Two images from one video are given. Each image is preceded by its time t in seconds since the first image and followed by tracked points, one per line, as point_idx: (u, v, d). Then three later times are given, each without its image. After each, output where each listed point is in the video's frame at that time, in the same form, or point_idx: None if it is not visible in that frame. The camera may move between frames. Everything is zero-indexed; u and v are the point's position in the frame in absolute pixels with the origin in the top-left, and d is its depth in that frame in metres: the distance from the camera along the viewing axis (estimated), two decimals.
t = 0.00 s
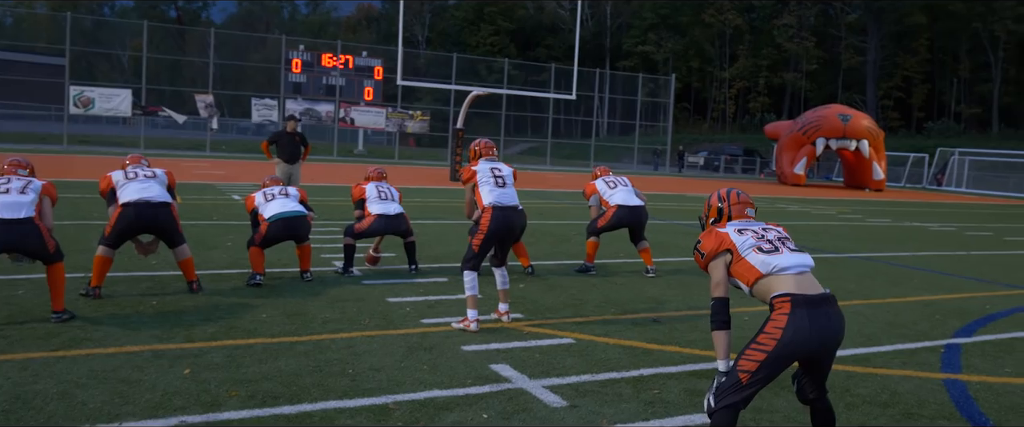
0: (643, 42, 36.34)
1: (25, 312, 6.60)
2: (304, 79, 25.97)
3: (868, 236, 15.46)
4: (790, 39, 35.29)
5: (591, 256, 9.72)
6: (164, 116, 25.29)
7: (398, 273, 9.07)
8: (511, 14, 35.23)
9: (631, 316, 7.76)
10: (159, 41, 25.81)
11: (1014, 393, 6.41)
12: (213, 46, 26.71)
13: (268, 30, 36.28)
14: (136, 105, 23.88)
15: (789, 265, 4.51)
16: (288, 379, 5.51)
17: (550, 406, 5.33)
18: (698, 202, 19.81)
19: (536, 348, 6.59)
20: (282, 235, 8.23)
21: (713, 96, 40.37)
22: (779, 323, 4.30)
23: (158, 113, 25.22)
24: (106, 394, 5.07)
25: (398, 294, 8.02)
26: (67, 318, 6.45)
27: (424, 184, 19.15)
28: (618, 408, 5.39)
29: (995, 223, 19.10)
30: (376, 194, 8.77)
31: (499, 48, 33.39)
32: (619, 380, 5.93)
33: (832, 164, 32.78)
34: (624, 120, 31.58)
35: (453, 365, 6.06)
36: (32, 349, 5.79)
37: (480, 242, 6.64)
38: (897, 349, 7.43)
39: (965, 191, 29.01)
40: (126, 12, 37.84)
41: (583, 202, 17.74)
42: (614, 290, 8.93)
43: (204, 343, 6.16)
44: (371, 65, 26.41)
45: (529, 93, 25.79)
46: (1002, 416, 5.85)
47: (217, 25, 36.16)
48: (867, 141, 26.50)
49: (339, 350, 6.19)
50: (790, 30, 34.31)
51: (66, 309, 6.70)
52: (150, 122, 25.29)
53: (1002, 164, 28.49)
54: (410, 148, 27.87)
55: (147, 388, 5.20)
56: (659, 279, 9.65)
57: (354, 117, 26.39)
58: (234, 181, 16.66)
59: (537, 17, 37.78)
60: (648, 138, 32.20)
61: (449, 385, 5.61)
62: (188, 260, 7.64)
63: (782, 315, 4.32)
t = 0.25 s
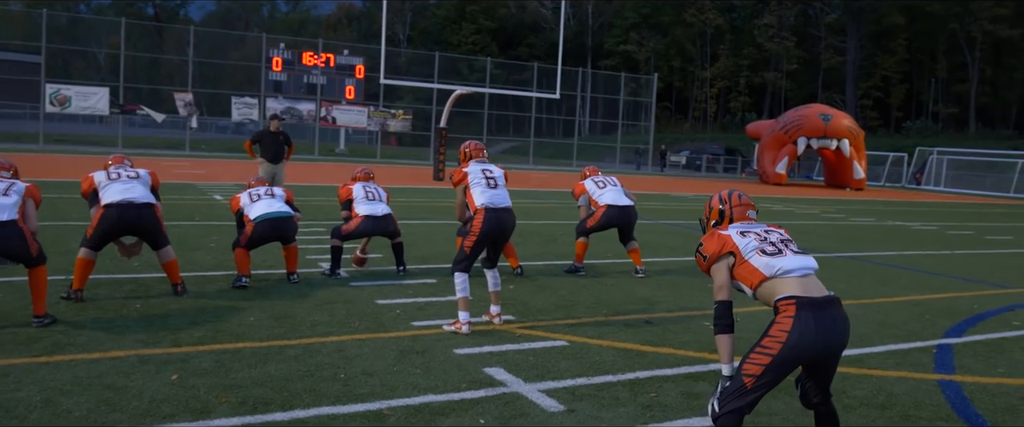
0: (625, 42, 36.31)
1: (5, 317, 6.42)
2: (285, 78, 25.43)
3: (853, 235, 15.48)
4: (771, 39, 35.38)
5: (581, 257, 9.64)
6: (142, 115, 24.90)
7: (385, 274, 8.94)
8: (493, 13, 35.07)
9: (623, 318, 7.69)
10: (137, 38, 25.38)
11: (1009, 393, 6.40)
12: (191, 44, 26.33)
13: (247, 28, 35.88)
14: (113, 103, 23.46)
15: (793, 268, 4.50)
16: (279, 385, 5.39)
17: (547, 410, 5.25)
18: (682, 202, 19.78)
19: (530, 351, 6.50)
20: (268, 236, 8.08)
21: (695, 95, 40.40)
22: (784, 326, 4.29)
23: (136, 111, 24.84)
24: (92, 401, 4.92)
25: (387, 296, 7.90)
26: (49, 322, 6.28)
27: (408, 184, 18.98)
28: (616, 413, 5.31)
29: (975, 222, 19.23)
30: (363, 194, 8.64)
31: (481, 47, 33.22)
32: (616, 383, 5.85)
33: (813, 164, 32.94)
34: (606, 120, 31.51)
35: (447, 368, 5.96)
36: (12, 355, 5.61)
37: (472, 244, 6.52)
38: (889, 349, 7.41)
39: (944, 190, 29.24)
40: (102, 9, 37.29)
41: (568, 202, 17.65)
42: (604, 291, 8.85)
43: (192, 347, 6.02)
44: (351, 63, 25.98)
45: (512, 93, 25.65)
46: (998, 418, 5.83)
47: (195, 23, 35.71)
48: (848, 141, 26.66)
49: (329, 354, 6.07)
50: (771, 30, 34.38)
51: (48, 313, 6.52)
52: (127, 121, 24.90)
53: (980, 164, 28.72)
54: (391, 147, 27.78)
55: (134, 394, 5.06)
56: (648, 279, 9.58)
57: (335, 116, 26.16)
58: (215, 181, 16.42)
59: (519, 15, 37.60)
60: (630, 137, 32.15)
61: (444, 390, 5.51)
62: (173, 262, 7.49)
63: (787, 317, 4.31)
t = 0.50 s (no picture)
0: (606, 41, 36.37)
1: None
2: (265, 76, 25.30)
3: (837, 234, 15.51)
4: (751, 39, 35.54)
5: (570, 257, 9.55)
6: (119, 113, 24.65)
7: (373, 275, 8.81)
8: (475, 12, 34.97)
9: (615, 319, 7.61)
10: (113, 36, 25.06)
11: (1003, 393, 6.39)
12: (169, 41, 26.02)
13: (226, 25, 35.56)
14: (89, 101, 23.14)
15: (796, 268, 4.46)
16: (269, 389, 5.26)
17: (545, 414, 5.16)
18: (665, 201, 19.75)
19: (523, 353, 6.40)
20: (253, 237, 7.93)
21: (676, 94, 40.50)
22: (789, 327, 4.25)
23: (113, 110, 24.62)
24: (77, 408, 4.77)
25: (376, 298, 7.77)
26: (29, 326, 6.11)
27: (391, 183, 18.83)
28: (614, 416, 5.22)
29: (955, 220, 19.38)
30: (350, 195, 8.52)
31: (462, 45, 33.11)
32: (612, 386, 5.77)
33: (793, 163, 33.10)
34: (588, 119, 31.51)
35: (440, 371, 5.86)
36: None
37: (464, 246, 6.42)
38: (882, 350, 7.38)
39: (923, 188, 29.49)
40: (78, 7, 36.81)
41: (553, 201, 17.57)
42: (595, 291, 8.77)
43: (178, 351, 5.87)
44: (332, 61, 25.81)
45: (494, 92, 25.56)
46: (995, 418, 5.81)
47: (173, 21, 35.35)
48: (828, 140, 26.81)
49: (320, 357, 5.95)
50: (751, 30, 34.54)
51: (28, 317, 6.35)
52: (103, 120, 24.58)
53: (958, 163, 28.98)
54: (373, 146, 27.62)
55: (120, 401, 4.91)
56: (638, 279, 9.51)
57: (316, 114, 26.02)
58: (196, 181, 16.19)
59: (500, 14, 37.48)
60: (612, 136, 32.15)
61: (438, 393, 5.40)
62: (156, 264, 7.32)
63: (793, 318, 4.27)
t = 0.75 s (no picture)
0: (586, 40, 36.47)
1: None
2: (244, 74, 25.23)
3: (821, 233, 15.54)
4: (731, 38, 35.72)
5: (558, 256, 9.47)
6: (96, 112, 24.38)
7: (359, 276, 8.67)
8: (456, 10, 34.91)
9: (605, 319, 7.52)
10: (89, 32, 24.67)
11: (996, 391, 6.38)
12: (145, 39, 25.67)
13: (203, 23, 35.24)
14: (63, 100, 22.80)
15: (799, 267, 4.40)
16: (259, 393, 5.13)
17: (541, 416, 5.07)
18: (648, 200, 19.73)
19: (516, 354, 6.31)
20: (238, 237, 7.76)
21: (656, 93, 40.64)
22: (793, 326, 4.18)
23: (89, 108, 24.40)
24: (60, 414, 4.62)
25: (364, 298, 7.65)
26: (8, 329, 5.95)
27: (372, 183, 18.66)
28: (611, 417, 5.14)
29: (935, 219, 19.51)
30: (336, 194, 8.38)
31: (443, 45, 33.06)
32: (608, 387, 5.69)
33: (773, 161, 33.27)
34: (569, 118, 31.50)
35: (433, 373, 5.75)
36: None
37: (455, 246, 6.31)
38: (873, 348, 7.36)
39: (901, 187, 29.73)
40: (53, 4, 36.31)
41: (537, 200, 17.48)
42: (585, 291, 8.68)
43: (162, 354, 5.73)
44: (313, 59, 25.69)
45: (475, 90, 25.50)
46: (991, 417, 5.79)
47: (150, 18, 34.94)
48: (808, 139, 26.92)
49: (309, 360, 5.82)
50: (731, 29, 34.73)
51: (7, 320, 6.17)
52: (79, 118, 24.23)
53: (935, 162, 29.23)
54: (353, 145, 27.49)
55: (105, 406, 4.76)
56: (627, 278, 9.44)
57: (296, 113, 25.89)
58: (175, 179, 15.92)
59: (481, 12, 37.47)
60: (593, 135, 32.14)
61: (432, 396, 5.30)
62: (138, 265, 7.13)
63: (797, 317, 4.21)
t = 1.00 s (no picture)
0: (566, 39, 36.42)
1: None
2: (221, 72, 24.90)
3: (803, 231, 15.57)
4: (710, 38, 35.82)
5: (544, 256, 9.37)
6: (69, 110, 23.91)
7: (344, 276, 8.53)
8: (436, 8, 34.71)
9: (595, 319, 7.44)
10: (62, 29, 24.18)
11: (988, 389, 6.36)
12: (120, 36, 25.21)
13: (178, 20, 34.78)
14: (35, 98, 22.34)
15: (797, 266, 4.33)
16: (246, 398, 4.99)
17: (536, 419, 4.97)
18: (630, 199, 19.69)
19: (507, 355, 6.21)
20: (220, 237, 7.59)
21: (635, 92, 40.72)
22: (794, 324, 4.11)
23: (62, 106, 23.85)
24: (40, 421, 4.45)
25: (350, 299, 7.51)
26: None
27: (353, 182, 18.47)
28: (608, 419, 5.06)
29: (913, 217, 19.66)
30: (318, 191, 8.23)
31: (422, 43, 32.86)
32: (603, 388, 5.61)
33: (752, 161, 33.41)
34: (549, 117, 31.42)
35: (424, 375, 5.64)
36: None
37: (445, 248, 6.20)
38: (863, 346, 7.32)
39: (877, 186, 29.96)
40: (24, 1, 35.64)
41: (519, 199, 17.37)
42: (573, 290, 8.59)
43: (145, 358, 5.57)
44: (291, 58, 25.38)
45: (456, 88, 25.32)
46: (986, 415, 5.76)
47: (124, 15, 34.42)
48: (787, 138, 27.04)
49: (297, 363, 5.68)
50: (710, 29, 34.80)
51: None
52: (52, 116, 23.74)
53: (911, 161, 29.46)
54: (332, 144, 27.35)
55: (86, 413, 4.60)
56: (614, 278, 9.36)
57: (274, 111, 25.67)
58: (152, 179, 15.63)
59: (460, 11, 37.30)
60: (573, 134, 32.09)
61: (425, 399, 5.18)
62: (117, 267, 6.93)
63: (798, 315, 4.13)
